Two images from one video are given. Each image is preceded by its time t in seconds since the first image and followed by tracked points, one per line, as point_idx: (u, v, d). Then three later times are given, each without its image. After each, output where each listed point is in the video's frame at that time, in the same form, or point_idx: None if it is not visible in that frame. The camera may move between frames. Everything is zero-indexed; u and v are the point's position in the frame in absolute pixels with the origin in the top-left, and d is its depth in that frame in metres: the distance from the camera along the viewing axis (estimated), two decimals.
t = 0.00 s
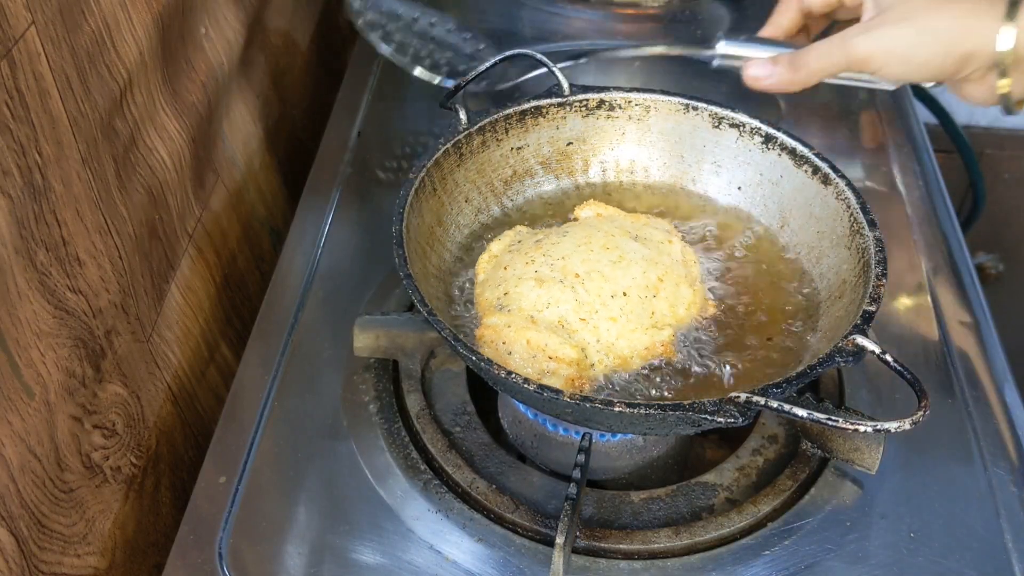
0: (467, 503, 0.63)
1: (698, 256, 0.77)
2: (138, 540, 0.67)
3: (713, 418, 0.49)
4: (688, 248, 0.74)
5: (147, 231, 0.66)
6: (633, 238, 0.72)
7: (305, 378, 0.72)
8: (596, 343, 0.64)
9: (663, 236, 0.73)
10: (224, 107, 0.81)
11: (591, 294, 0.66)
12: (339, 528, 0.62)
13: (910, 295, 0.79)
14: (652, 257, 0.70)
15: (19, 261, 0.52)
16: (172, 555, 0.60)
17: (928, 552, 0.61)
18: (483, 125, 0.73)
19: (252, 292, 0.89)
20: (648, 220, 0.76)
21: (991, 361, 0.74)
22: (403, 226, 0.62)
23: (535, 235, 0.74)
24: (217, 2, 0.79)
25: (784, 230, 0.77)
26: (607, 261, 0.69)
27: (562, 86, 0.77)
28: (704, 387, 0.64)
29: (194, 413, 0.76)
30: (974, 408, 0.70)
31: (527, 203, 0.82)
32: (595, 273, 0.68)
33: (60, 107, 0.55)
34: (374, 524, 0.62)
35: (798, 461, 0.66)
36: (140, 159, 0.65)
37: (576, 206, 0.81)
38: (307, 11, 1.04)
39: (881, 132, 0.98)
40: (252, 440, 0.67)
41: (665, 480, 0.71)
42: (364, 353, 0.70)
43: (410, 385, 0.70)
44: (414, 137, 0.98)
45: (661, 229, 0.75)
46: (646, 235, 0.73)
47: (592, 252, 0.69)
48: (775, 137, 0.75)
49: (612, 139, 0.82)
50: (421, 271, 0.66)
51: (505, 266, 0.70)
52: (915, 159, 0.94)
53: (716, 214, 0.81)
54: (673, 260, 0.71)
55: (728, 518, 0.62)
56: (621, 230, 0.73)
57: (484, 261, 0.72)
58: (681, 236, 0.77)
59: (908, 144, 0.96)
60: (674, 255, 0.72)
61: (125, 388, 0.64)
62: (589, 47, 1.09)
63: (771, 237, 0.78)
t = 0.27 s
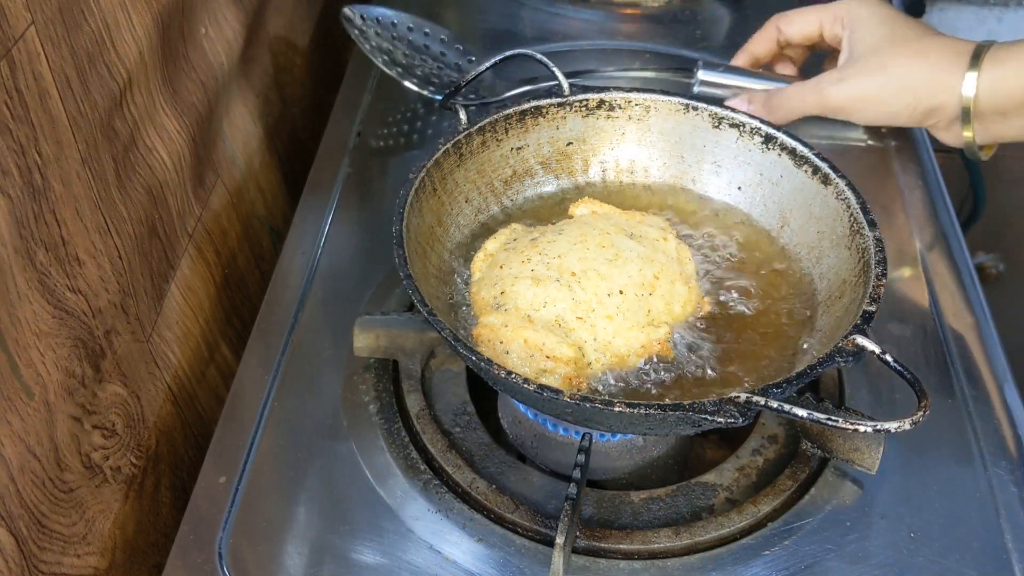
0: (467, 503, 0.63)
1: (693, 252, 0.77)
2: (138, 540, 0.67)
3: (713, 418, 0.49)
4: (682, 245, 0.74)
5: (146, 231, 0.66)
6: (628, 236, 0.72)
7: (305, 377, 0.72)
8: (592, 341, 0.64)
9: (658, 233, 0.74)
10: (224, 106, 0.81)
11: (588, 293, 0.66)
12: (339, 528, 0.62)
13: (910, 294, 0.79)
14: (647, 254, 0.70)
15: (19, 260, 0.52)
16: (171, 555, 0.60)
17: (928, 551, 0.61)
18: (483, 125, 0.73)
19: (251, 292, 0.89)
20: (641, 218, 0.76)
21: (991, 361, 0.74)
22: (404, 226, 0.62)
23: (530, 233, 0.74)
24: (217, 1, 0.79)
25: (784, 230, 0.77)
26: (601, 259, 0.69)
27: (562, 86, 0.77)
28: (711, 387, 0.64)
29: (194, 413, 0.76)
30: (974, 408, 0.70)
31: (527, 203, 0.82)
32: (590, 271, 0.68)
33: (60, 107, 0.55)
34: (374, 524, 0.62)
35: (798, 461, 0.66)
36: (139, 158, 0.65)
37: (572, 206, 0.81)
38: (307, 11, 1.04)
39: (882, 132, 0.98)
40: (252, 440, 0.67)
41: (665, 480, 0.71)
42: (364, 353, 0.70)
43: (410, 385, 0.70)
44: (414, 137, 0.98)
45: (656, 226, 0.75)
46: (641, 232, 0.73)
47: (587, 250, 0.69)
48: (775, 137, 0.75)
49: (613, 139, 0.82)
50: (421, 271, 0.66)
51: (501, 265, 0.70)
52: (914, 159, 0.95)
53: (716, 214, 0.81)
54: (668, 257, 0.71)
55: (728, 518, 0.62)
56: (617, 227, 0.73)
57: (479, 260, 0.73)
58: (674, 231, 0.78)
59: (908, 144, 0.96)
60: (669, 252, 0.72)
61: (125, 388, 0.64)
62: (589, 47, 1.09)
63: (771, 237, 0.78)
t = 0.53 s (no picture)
0: (467, 503, 0.63)
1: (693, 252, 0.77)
2: (138, 540, 0.67)
3: (713, 418, 0.49)
4: (680, 244, 0.74)
5: (146, 231, 0.66)
6: (625, 233, 0.72)
7: (305, 377, 0.72)
8: (584, 338, 0.64)
9: (656, 232, 0.73)
10: (224, 106, 0.81)
11: (582, 290, 0.66)
12: (339, 528, 0.62)
13: (910, 294, 0.79)
14: (643, 253, 0.70)
15: (19, 260, 0.52)
16: (172, 555, 0.60)
17: (928, 552, 0.61)
18: (483, 125, 0.73)
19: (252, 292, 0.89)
20: (641, 215, 0.76)
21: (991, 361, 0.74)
22: (404, 226, 0.62)
23: (529, 228, 0.74)
24: (217, 1, 0.79)
25: (784, 230, 0.77)
26: (597, 255, 0.69)
27: (562, 86, 0.77)
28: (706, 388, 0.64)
29: (195, 412, 0.76)
30: (974, 408, 0.70)
31: (527, 203, 0.82)
32: (586, 268, 0.67)
33: (60, 107, 0.55)
34: (374, 524, 0.62)
35: (798, 461, 0.66)
36: (140, 158, 0.65)
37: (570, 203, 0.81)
38: (307, 11, 1.04)
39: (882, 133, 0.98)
40: (252, 440, 0.67)
41: (665, 480, 0.71)
42: (364, 353, 0.70)
43: (410, 385, 0.70)
44: (414, 137, 0.98)
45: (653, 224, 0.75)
46: (639, 230, 0.73)
47: (582, 246, 0.69)
48: (775, 137, 0.75)
49: (613, 139, 0.82)
50: (421, 271, 0.66)
51: (497, 260, 0.70)
52: (915, 159, 0.95)
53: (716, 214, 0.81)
54: (664, 256, 0.71)
55: (728, 518, 0.62)
56: (615, 224, 0.73)
57: (477, 254, 0.72)
58: (673, 230, 0.77)
59: (908, 144, 0.97)
60: (665, 250, 0.72)
61: (125, 388, 0.64)
62: (589, 47, 1.09)
63: (771, 237, 0.78)
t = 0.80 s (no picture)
0: (467, 503, 0.63)
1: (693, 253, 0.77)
2: (138, 540, 0.67)
3: (713, 418, 0.49)
4: (677, 240, 0.75)
5: (146, 230, 0.66)
6: (623, 231, 0.72)
7: (305, 377, 0.72)
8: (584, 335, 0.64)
9: (654, 229, 0.74)
10: (224, 106, 0.81)
11: (581, 288, 0.66)
12: (339, 528, 0.62)
13: (910, 294, 0.79)
14: (641, 250, 0.70)
15: (19, 260, 0.52)
16: (172, 555, 0.60)
17: (928, 552, 0.61)
18: (483, 125, 0.73)
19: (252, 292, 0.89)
20: (638, 213, 0.76)
21: (991, 361, 0.74)
22: (403, 226, 0.62)
23: (527, 227, 0.74)
24: (217, 1, 0.79)
25: (784, 230, 0.77)
26: (595, 253, 0.69)
27: (562, 85, 0.77)
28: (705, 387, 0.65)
29: (195, 412, 0.76)
30: (974, 408, 0.70)
31: (527, 203, 0.82)
32: (584, 266, 0.67)
33: (60, 108, 0.55)
34: (374, 525, 0.62)
35: (798, 461, 0.66)
36: (140, 158, 0.65)
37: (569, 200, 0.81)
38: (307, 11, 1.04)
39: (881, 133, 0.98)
40: (252, 440, 0.67)
41: (665, 480, 0.71)
42: (364, 353, 0.70)
43: (410, 385, 0.70)
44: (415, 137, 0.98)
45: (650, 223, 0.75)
46: (636, 227, 0.73)
47: (580, 244, 0.69)
48: (775, 137, 0.75)
49: (613, 139, 0.82)
50: (420, 270, 0.66)
51: (495, 259, 0.70)
52: (915, 159, 0.95)
53: (715, 214, 0.81)
54: (663, 252, 0.71)
55: (728, 517, 0.62)
56: (612, 222, 0.73)
57: (476, 253, 0.72)
58: (671, 229, 0.77)
59: (908, 144, 0.97)
60: (664, 248, 0.72)
61: (125, 388, 0.64)
62: (589, 47, 1.09)
63: (771, 237, 0.78)
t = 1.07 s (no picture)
0: (467, 503, 0.63)
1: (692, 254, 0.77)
2: (138, 540, 0.67)
3: (713, 418, 0.49)
4: (673, 236, 0.75)
5: (147, 231, 0.66)
6: (620, 229, 0.72)
7: (305, 377, 0.72)
8: (589, 335, 0.64)
9: (648, 226, 0.74)
10: (224, 106, 0.81)
11: (584, 288, 0.66)
12: (339, 528, 0.62)
13: (910, 294, 0.80)
14: (639, 248, 0.70)
15: (19, 260, 0.52)
16: (172, 555, 0.60)
17: (928, 552, 0.61)
18: (483, 125, 0.73)
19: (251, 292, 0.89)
20: (631, 211, 0.76)
21: (991, 361, 0.74)
22: (404, 226, 0.62)
23: (523, 229, 0.73)
24: (217, 1, 0.79)
25: (784, 230, 0.77)
26: (595, 253, 0.69)
27: (562, 85, 0.77)
28: (709, 383, 0.65)
29: (194, 412, 0.76)
30: (974, 409, 0.70)
31: (527, 203, 0.82)
32: (586, 266, 0.67)
33: (60, 107, 0.55)
34: (375, 524, 0.62)
35: (797, 461, 0.66)
36: (140, 158, 0.65)
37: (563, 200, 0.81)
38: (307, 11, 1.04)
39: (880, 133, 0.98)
40: (252, 440, 0.67)
41: (665, 480, 0.71)
42: (364, 353, 0.70)
43: (410, 385, 0.70)
44: (415, 137, 0.98)
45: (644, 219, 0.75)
46: (631, 225, 0.73)
47: (581, 245, 0.69)
48: (775, 137, 0.75)
49: (613, 139, 0.82)
50: (421, 270, 0.66)
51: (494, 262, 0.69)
52: (915, 159, 0.95)
53: (716, 214, 0.81)
54: (661, 250, 0.71)
55: (728, 518, 0.62)
56: (608, 221, 0.73)
57: (473, 257, 0.71)
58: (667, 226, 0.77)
59: (908, 144, 0.97)
60: (660, 245, 0.72)
61: (125, 388, 0.64)
62: (589, 47, 1.09)
63: (771, 237, 0.78)
